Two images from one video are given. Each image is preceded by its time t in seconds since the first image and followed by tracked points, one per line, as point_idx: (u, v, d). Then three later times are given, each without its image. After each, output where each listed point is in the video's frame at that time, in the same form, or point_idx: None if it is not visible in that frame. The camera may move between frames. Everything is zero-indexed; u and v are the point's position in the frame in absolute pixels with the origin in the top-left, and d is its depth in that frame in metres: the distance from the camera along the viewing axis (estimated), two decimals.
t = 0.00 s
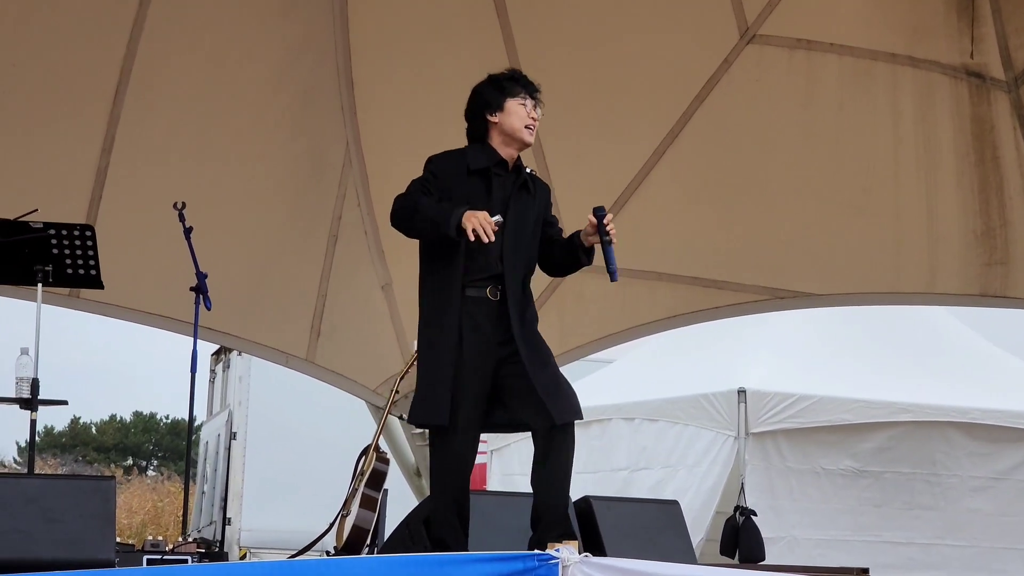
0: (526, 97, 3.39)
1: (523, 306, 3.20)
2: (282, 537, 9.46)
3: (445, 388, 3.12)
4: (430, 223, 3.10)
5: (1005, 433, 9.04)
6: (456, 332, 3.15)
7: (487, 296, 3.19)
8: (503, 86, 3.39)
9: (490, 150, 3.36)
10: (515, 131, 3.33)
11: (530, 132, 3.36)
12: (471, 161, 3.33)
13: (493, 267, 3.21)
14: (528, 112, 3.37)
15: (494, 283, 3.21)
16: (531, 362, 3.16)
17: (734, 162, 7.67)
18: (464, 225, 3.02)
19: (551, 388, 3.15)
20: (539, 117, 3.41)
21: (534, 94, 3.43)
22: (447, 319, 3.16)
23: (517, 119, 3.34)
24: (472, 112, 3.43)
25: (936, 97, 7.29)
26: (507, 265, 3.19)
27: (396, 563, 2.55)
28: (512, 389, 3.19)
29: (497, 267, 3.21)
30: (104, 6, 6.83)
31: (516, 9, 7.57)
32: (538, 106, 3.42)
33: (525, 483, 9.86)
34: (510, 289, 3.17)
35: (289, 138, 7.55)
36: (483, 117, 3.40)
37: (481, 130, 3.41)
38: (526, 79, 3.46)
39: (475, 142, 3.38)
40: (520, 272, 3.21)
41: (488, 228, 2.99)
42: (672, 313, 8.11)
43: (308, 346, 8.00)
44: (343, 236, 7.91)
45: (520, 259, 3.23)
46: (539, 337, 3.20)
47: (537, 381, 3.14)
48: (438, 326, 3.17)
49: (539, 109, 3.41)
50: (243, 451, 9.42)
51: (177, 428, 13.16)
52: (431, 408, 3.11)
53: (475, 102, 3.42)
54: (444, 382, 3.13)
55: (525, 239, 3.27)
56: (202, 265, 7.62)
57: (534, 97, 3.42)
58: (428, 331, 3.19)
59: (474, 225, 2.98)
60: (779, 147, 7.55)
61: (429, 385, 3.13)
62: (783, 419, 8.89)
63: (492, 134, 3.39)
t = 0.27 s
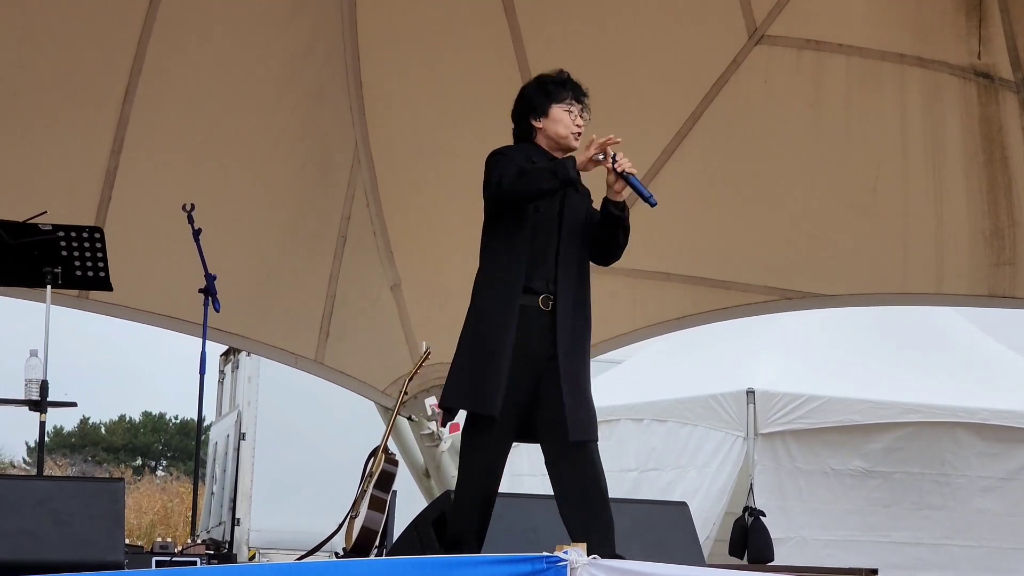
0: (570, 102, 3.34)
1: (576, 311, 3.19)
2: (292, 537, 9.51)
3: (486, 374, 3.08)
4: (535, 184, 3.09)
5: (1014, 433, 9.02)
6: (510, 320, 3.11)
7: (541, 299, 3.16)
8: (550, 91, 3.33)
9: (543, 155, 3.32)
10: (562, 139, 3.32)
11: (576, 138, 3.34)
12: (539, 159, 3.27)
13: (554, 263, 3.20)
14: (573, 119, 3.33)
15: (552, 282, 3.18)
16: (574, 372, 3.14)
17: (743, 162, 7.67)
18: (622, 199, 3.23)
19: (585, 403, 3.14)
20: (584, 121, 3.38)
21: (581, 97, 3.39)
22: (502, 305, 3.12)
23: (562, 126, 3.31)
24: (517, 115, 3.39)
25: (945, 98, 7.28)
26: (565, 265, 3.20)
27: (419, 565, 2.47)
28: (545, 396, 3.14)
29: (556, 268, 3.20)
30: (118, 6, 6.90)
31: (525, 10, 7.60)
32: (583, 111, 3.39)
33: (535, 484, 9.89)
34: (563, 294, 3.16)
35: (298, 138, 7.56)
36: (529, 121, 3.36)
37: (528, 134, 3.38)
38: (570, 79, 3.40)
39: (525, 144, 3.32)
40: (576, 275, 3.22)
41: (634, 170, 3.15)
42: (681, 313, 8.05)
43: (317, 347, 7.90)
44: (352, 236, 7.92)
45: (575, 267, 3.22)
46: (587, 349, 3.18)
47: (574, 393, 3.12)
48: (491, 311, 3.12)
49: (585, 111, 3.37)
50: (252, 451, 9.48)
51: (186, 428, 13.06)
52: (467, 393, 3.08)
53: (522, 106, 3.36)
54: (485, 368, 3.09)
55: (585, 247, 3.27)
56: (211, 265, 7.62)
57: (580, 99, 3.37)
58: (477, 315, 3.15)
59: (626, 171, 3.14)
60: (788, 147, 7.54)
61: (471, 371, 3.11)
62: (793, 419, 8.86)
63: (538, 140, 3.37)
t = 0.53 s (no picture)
0: (621, 97, 3.32)
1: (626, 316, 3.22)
2: (299, 537, 9.52)
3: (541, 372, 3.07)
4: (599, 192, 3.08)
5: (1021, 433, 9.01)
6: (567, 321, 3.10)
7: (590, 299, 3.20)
8: (603, 89, 3.32)
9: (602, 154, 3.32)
10: (615, 137, 3.31)
11: (631, 131, 3.30)
12: (594, 161, 3.25)
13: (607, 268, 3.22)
14: (624, 113, 3.30)
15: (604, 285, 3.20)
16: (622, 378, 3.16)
17: (750, 162, 7.66)
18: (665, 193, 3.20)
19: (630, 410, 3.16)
20: (641, 113, 3.33)
21: (636, 89, 3.34)
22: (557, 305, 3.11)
23: (614, 123, 3.30)
24: (580, 115, 3.43)
25: (952, 98, 7.29)
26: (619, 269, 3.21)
27: (415, 566, 2.47)
28: (590, 398, 3.18)
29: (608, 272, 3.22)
30: (127, 8, 6.94)
31: (533, 11, 7.65)
32: (638, 102, 3.33)
33: (541, 485, 9.91)
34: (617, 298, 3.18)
35: (304, 139, 7.58)
36: (590, 121, 3.39)
37: (591, 135, 3.40)
38: (628, 73, 3.37)
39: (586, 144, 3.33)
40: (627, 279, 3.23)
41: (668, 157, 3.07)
42: (688, 313, 8.06)
43: (323, 347, 7.89)
44: (359, 236, 7.93)
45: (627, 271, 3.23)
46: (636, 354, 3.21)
47: (622, 398, 3.14)
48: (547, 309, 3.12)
49: (640, 104, 3.32)
50: (259, 451, 9.51)
51: (192, 430, 13.01)
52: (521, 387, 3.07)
53: (582, 108, 3.38)
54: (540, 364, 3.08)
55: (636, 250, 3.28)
56: (217, 266, 7.63)
57: (634, 92, 3.33)
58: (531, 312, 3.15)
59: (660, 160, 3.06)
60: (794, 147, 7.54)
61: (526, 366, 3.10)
62: (800, 420, 8.89)
63: (598, 138, 3.37)
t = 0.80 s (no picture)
0: (662, 104, 3.31)
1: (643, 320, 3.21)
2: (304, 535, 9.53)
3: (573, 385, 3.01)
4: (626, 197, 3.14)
5: None
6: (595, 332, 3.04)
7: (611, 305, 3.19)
8: (646, 93, 3.32)
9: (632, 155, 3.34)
10: (647, 143, 3.32)
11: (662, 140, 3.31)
12: (625, 162, 3.27)
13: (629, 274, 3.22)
14: (662, 122, 3.30)
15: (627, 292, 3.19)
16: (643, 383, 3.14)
17: (754, 160, 7.67)
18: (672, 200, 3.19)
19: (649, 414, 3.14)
20: (679, 125, 3.33)
21: (681, 100, 3.33)
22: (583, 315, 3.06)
23: (650, 129, 3.31)
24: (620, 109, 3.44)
25: (956, 96, 7.24)
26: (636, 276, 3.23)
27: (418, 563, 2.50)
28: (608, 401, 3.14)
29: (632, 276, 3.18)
30: (132, 7, 6.95)
31: (537, 10, 7.65)
32: (680, 113, 3.32)
33: (545, 483, 9.93)
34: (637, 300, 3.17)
35: (308, 138, 7.59)
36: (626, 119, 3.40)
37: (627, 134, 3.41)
38: (678, 81, 3.35)
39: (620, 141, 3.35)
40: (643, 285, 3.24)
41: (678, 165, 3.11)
42: (692, 312, 8.06)
43: (328, 345, 7.88)
44: (363, 235, 7.94)
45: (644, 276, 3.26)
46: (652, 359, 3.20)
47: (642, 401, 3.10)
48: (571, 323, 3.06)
49: (680, 117, 3.32)
50: (264, 450, 9.49)
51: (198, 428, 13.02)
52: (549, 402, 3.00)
53: (625, 106, 3.39)
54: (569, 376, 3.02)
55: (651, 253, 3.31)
56: (221, 265, 7.63)
57: (677, 102, 3.32)
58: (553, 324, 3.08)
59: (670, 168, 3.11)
60: (797, 145, 7.55)
61: (557, 379, 3.02)
62: (804, 418, 8.84)
63: (633, 139, 3.38)
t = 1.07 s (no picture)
0: (628, 90, 3.32)
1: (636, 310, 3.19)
2: (308, 528, 9.45)
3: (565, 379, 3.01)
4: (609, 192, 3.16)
5: None
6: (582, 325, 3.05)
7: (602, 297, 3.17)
8: (616, 83, 3.35)
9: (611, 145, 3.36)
10: (617, 131, 3.33)
11: (633, 127, 3.30)
12: (600, 152, 3.29)
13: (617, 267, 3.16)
14: (627, 107, 3.30)
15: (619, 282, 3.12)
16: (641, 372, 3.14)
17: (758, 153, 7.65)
18: (641, 200, 3.15)
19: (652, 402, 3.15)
20: (649, 107, 3.30)
21: (648, 82, 3.31)
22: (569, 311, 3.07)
23: (617, 117, 3.32)
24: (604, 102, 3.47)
25: (960, 90, 7.20)
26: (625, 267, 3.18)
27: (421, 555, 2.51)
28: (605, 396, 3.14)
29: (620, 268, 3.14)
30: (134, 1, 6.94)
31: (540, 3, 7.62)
32: (646, 95, 3.30)
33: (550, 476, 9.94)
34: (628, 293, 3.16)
35: (311, 132, 7.59)
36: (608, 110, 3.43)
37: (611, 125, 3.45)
38: (649, 64, 3.33)
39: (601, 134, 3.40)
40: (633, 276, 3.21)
41: (642, 163, 3.10)
42: (696, 304, 8.06)
43: (332, 339, 7.92)
44: (367, 228, 7.95)
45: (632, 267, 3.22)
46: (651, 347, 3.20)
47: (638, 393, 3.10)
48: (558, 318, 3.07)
49: (647, 99, 3.29)
50: (268, 443, 9.51)
51: (202, 422, 13.04)
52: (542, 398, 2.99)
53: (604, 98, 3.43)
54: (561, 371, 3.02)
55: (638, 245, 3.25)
56: (225, 258, 7.65)
57: (642, 85, 3.30)
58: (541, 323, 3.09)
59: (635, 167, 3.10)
60: (801, 138, 7.53)
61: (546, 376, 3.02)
62: (809, 411, 8.82)
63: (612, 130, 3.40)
